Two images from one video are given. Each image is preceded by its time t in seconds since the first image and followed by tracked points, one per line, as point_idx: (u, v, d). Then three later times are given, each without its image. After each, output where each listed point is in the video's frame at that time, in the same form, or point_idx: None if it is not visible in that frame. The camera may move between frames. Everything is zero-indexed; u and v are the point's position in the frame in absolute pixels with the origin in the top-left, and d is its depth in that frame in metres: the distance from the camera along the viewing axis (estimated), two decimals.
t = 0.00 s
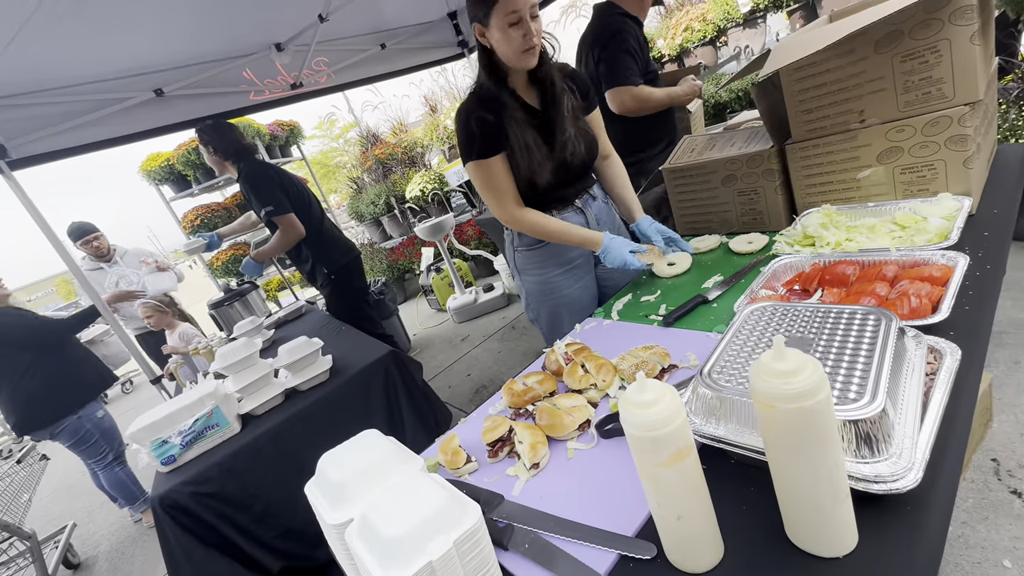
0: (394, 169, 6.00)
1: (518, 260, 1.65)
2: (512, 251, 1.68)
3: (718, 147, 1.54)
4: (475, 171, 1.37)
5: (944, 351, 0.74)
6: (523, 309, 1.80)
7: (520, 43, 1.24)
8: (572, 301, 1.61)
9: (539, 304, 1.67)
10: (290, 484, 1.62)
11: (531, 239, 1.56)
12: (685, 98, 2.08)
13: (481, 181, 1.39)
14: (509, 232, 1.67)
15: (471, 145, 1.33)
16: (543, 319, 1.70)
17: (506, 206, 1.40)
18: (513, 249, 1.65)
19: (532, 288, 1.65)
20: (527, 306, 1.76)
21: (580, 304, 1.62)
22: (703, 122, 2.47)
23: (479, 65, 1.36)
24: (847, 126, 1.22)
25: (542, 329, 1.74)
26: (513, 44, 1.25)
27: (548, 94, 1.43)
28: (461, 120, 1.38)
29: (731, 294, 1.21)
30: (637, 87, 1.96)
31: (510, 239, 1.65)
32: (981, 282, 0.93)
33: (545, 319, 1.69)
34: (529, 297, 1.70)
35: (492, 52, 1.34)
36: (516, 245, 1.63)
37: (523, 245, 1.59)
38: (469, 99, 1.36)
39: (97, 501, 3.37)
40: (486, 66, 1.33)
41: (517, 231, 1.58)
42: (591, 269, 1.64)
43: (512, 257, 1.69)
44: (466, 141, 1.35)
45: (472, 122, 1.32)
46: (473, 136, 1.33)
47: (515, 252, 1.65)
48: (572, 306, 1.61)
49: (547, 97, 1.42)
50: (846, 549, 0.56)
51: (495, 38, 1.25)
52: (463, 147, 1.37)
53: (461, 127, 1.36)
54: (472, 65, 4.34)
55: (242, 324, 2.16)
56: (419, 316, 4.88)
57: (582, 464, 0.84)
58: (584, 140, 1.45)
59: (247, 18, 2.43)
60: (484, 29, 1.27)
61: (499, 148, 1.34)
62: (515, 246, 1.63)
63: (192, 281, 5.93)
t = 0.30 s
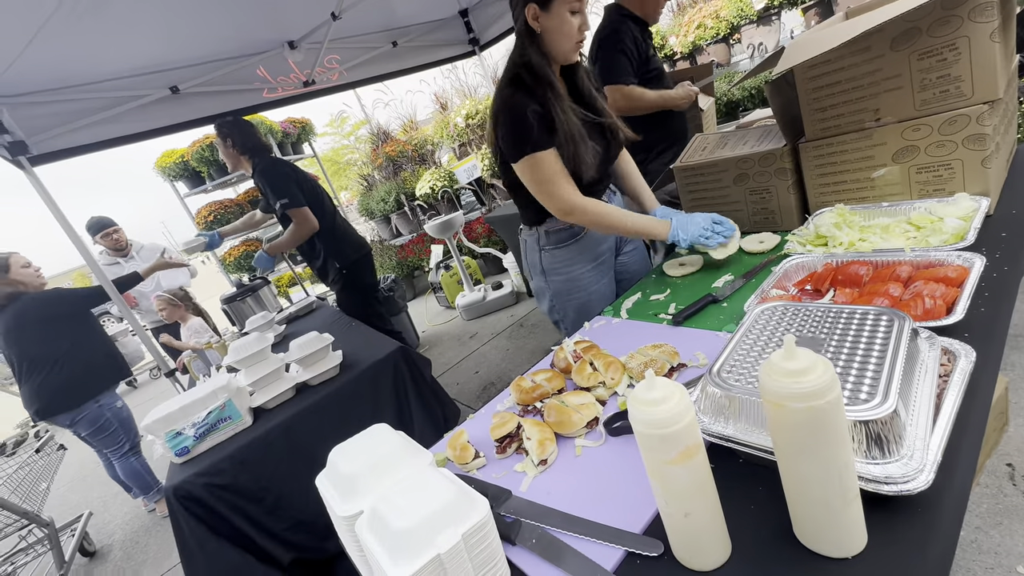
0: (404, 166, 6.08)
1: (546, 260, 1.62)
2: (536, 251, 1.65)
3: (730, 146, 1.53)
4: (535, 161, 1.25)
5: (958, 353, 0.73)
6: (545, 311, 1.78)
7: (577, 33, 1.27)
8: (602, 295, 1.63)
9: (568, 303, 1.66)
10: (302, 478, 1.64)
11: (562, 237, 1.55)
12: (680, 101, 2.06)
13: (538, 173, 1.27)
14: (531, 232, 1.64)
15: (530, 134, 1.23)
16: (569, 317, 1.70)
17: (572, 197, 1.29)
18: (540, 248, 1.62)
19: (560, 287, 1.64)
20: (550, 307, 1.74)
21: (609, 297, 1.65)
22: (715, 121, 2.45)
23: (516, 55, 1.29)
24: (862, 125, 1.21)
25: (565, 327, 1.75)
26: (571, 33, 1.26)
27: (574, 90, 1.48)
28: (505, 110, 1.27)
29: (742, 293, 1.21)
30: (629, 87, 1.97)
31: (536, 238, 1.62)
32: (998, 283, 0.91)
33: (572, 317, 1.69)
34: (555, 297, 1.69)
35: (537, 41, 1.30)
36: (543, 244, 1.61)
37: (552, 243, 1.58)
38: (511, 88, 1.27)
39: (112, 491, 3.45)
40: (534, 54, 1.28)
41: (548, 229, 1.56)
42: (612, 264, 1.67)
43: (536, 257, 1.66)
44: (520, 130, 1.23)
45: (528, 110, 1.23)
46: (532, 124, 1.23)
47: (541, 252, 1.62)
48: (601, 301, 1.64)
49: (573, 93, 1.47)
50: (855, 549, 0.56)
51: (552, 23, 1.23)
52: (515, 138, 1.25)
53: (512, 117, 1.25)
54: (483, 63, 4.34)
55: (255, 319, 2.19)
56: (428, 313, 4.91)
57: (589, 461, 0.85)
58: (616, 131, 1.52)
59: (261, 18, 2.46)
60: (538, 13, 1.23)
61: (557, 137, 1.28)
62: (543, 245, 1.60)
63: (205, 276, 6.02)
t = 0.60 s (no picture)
0: (400, 170, 6.12)
1: (560, 260, 1.60)
2: (549, 251, 1.61)
3: (725, 152, 1.54)
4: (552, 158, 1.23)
5: (952, 358, 0.73)
6: (554, 312, 1.76)
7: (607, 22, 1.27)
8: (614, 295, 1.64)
9: (581, 304, 1.64)
10: (296, 483, 1.62)
11: (578, 235, 1.54)
12: (666, 111, 2.04)
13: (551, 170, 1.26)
14: (544, 232, 1.61)
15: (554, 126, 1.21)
16: (581, 319, 1.68)
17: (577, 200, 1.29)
18: (554, 248, 1.59)
19: (573, 287, 1.62)
20: (560, 309, 1.71)
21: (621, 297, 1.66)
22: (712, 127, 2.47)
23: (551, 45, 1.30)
24: (856, 131, 1.22)
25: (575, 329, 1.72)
26: (606, 21, 1.26)
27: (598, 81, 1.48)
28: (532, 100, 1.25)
29: (738, 297, 1.21)
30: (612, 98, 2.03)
31: (550, 237, 1.58)
32: (991, 288, 0.92)
33: (584, 318, 1.67)
34: (566, 299, 1.66)
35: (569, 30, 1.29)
36: (557, 243, 1.58)
37: (567, 242, 1.56)
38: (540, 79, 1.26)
39: (102, 496, 3.40)
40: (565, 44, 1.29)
41: (565, 228, 1.54)
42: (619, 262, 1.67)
43: (548, 257, 1.63)
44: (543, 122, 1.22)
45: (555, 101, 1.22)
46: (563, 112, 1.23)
47: (557, 251, 1.59)
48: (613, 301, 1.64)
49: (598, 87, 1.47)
50: (853, 554, 0.55)
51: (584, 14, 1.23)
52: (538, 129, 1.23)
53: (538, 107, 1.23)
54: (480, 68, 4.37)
55: (250, 323, 2.18)
56: (424, 317, 4.89)
57: (586, 466, 0.85)
58: (635, 127, 1.53)
59: (257, 20, 2.45)
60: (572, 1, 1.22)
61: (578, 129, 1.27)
62: (557, 244, 1.57)
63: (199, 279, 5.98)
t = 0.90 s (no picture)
0: (388, 176, 6.14)
1: (566, 246, 1.59)
2: (556, 236, 1.60)
3: (711, 159, 1.57)
4: (605, 83, 1.17)
5: (937, 362, 0.74)
6: (553, 302, 1.75)
7: None
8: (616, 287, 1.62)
9: (583, 293, 1.63)
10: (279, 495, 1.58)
11: (586, 222, 1.53)
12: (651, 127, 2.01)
13: (608, 96, 1.18)
14: (552, 216, 1.61)
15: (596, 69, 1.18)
16: (583, 309, 1.66)
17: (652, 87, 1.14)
18: (561, 233, 1.58)
19: (577, 276, 1.61)
20: (562, 297, 1.70)
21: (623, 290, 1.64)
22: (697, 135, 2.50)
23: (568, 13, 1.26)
24: (839, 139, 1.24)
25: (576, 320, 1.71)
26: None
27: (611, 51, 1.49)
28: (563, 57, 1.23)
29: (725, 302, 1.22)
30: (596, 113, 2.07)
31: (558, 221, 1.58)
32: (971, 293, 0.94)
33: (586, 309, 1.65)
34: (570, 287, 1.65)
35: None
36: (564, 228, 1.57)
37: (575, 227, 1.55)
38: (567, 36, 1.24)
39: (77, 510, 3.29)
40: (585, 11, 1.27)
41: (574, 213, 1.53)
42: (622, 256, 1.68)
43: (554, 243, 1.62)
44: (585, 67, 1.19)
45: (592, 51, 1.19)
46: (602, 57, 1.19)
47: (564, 236, 1.58)
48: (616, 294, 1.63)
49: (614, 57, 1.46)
50: (844, 561, 0.55)
51: None
52: (579, 75, 1.21)
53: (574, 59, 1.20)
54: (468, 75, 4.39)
55: (233, 330, 2.13)
56: (411, 324, 4.86)
57: (576, 473, 0.84)
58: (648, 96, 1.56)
59: (244, 25, 2.43)
60: None
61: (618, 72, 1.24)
62: (565, 229, 1.57)
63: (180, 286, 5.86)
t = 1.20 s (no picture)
0: (374, 182, 6.12)
1: (565, 244, 1.58)
2: (556, 234, 1.59)
3: (695, 168, 1.58)
4: (636, 45, 1.16)
5: (918, 372, 0.75)
6: (547, 302, 1.74)
7: None
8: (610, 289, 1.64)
9: (579, 294, 1.63)
10: (257, 510, 1.53)
11: (586, 222, 1.54)
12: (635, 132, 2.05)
13: (642, 57, 1.17)
14: (552, 214, 1.59)
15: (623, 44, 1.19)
16: (578, 310, 1.66)
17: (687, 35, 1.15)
18: (561, 231, 1.57)
19: (574, 276, 1.60)
20: (557, 298, 1.68)
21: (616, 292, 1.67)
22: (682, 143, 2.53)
23: (578, 5, 1.29)
24: (819, 149, 1.26)
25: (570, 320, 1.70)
26: None
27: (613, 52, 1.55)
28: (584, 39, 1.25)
29: (710, 311, 1.22)
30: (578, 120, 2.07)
31: (559, 219, 1.57)
32: (949, 301, 0.95)
33: (581, 310, 1.65)
34: (566, 287, 1.64)
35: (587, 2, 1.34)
36: (565, 226, 1.57)
37: (577, 226, 1.55)
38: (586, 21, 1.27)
39: (46, 527, 3.16)
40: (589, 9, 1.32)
41: (575, 211, 1.53)
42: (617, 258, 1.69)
43: (553, 241, 1.61)
44: (612, 41, 1.20)
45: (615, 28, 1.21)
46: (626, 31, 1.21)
47: (564, 235, 1.58)
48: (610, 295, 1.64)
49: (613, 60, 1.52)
50: None
51: None
52: (605, 51, 1.22)
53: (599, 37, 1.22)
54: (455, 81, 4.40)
55: (212, 340, 2.07)
56: (397, 331, 4.81)
57: (561, 487, 0.82)
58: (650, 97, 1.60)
59: (228, 29, 2.40)
60: None
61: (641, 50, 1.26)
62: (566, 227, 1.56)
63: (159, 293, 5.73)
